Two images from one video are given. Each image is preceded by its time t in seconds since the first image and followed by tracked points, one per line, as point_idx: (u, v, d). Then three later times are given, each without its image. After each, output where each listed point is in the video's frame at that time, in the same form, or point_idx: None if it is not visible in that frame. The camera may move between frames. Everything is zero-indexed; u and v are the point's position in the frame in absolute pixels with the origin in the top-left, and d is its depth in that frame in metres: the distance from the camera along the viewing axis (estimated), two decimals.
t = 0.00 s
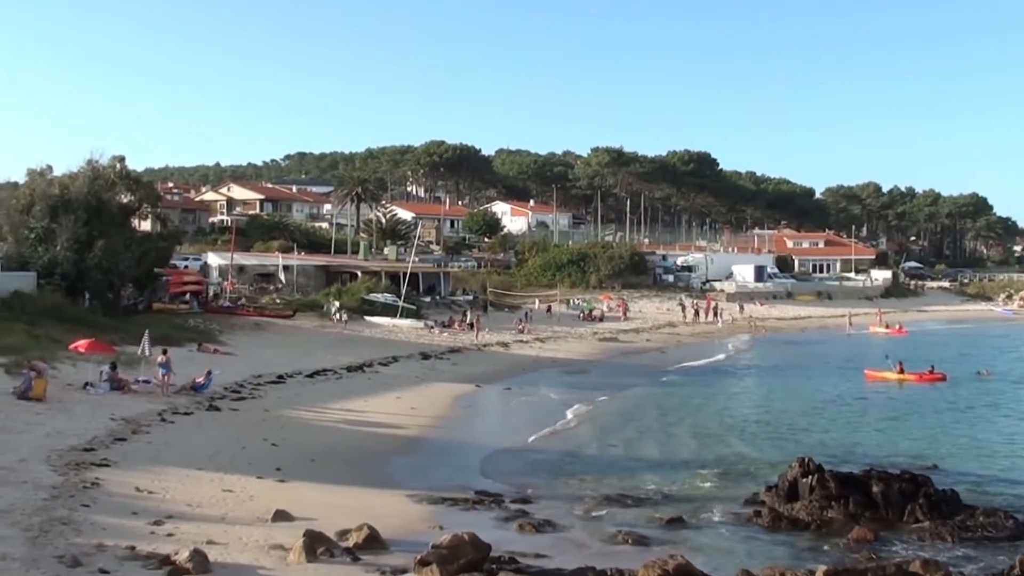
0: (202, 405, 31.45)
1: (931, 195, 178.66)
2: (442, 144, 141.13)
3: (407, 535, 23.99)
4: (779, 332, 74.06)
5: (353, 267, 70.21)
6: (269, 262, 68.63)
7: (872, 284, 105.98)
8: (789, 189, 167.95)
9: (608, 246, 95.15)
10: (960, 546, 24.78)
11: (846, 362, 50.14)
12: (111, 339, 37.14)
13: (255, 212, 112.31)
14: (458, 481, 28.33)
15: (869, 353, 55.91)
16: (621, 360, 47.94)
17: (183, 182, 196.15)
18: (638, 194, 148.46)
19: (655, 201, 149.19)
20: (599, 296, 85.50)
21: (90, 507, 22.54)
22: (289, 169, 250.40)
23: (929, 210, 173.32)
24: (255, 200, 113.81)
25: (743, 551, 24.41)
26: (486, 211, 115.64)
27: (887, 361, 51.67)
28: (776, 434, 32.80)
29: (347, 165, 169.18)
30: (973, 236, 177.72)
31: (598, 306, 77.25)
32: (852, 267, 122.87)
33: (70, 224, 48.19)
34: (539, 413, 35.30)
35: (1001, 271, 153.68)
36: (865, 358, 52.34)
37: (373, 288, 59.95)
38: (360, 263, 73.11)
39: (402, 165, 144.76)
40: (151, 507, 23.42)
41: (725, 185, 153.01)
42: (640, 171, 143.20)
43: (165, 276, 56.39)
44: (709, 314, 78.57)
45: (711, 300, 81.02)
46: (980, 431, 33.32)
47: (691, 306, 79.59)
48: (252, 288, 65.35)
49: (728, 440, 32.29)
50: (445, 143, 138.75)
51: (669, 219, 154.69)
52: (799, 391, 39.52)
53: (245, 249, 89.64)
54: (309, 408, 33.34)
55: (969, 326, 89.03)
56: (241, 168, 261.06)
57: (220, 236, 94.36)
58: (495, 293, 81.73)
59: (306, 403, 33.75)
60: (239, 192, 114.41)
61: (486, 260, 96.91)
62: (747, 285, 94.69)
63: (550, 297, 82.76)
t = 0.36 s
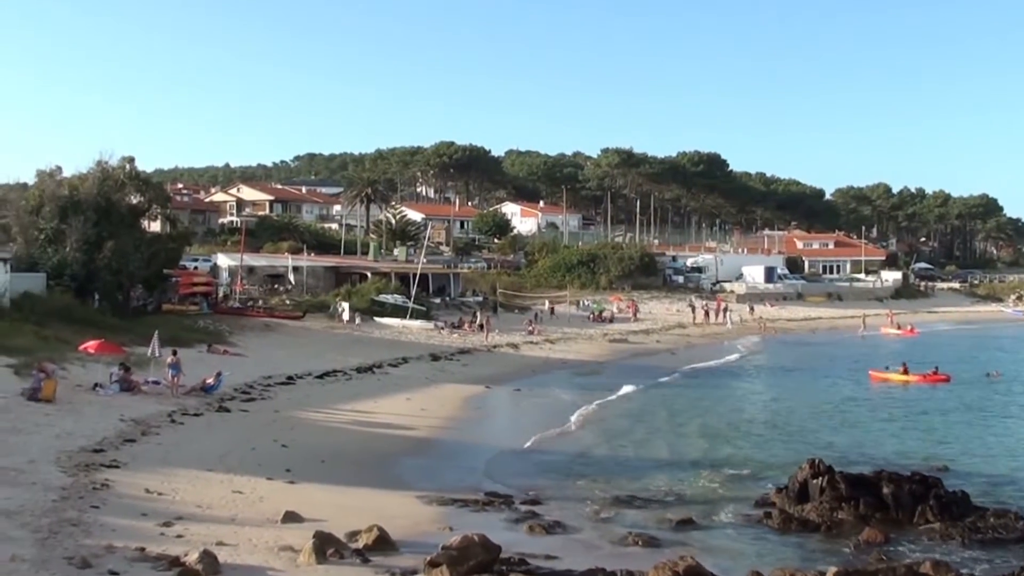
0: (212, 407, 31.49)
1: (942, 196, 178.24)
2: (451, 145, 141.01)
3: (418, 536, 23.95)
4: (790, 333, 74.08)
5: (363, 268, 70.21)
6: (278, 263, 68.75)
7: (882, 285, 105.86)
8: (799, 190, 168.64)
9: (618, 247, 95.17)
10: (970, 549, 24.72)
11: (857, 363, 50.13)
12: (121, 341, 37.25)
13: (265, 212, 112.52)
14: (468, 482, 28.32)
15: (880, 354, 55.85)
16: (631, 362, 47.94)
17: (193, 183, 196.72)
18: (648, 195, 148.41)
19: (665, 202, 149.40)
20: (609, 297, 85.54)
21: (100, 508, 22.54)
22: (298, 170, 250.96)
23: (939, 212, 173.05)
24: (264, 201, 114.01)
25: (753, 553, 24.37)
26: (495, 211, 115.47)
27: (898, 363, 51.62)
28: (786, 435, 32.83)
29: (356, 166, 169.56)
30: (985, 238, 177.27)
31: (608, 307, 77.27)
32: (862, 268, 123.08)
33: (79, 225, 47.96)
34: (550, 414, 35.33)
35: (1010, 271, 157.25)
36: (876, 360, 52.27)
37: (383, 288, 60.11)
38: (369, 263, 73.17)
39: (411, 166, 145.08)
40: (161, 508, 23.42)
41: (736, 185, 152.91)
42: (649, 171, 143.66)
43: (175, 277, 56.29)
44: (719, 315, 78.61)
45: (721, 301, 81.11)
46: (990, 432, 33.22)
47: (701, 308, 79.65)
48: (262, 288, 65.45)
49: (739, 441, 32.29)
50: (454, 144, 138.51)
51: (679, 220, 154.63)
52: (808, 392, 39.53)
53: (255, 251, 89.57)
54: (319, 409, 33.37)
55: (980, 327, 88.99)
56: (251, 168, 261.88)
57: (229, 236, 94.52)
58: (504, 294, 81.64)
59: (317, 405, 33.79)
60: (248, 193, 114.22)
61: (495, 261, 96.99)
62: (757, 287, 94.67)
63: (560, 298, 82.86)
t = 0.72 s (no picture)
0: (211, 411, 30.73)
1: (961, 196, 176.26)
2: (457, 143, 140.03)
3: (423, 544, 23.11)
4: (803, 336, 73.11)
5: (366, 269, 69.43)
6: (279, 263, 68.02)
7: (900, 287, 105.05)
8: (815, 189, 168.18)
9: (628, 247, 94.32)
10: (992, 560, 23.84)
11: (873, 368, 49.29)
12: (119, 344, 36.53)
13: (266, 211, 111.90)
14: (475, 489, 27.53)
15: (895, 358, 55.03)
16: (639, 366, 47.10)
17: (195, 183, 196.67)
18: (658, 194, 147.45)
19: (676, 201, 148.48)
20: (619, 299, 84.68)
21: (96, 515, 21.76)
22: (300, 168, 249.95)
23: (959, 211, 169.72)
24: (266, 200, 113.34)
25: (768, 562, 23.51)
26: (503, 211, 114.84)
27: (914, 367, 50.76)
28: (799, 441, 32.02)
29: (360, 165, 168.84)
30: (1006, 238, 174.87)
31: (618, 310, 76.38)
32: (879, 269, 122.53)
33: (76, 224, 47.47)
34: (557, 419, 34.56)
35: None
36: (890, 364, 51.44)
37: (386, 290, 59.32)
38: (373, 264, 72.36)
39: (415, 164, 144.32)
40: (159, 515, 22.64)
41: (750, 185, 153.73)
42: (660, 170, 143.34)
43: (173, 278, 55.90)
44: (732, 318, 77.78)
45: (733, 303, 80.16)
46: (1009, 440, 32.31)
47: (713, 310, 78.72)
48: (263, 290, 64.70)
49: (752, 448, 31.48)
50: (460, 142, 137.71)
51: (690, 219, 153.51)
52: (822, 398, 38.73)
53: (256, 251, 88.81)
54: (322, 414, 32.61)
55: (999, 329, 88.08)
56: (251, 168, 261.40)
57: (228, 236, 93.80)
58: (511, 296, 80.68)
59: (319, 409, 33.02)
60: (249, 192, 113.53)
61: (502, 262, 96.17)
62: (771, 289, 93.74)
63: (568, 300, 82.05)
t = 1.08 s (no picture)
0: (209, 415, 30.04)
1: (980, 196, 174.59)
2: (463, 141, 141.18)
3: (428, 552, 22.33)
4: (817, 339, 72.28)
5: (369, 270, 68.69)
6: (280, 264, 67.40)
7: (916, 288, 104.41)
8: (831, 188, 168.13)
9: (638, 247, 93.41)
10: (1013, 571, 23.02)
11: (887, 371, 48.43)
12: (115, 347, 35.84)
13: (266, 210, 111.23)
14: (481, 495, 26.75)
15: (910, 362, 54.18)
16: (648, 369, 46.36)
17: (196, 182, 195.84)
18: (669, 192, 146.33)
19: (687, 200, 147.20)
20: (629, 301, 83.98)
21: (91, 522, 21.02)
22: (298, 166, 248.75)
23: (978, 211, 168.09)
24: (265, 200, 112.68)
25: (782, 571, 22.69)
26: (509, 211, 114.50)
27: (928, 371, 49.93)
28: (812, 448, 31.26)
29: (363, 162, 168.05)
30: None
31: (628, 311, 75.59)
32: (896, 269, 121.55)
33: (70, 224, 47.10)
34: (564, 425, 33.84)
35: None
36: (904, 367, 50.54)
37: (388, 291, 58.59)
38: (376, 264, 71.65)
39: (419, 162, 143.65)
40: (155, 522, 21.90)
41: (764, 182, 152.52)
42: (670, 168, 141.47)
43: (170, 279, 55.23)
44: (744, 320, 76.86)
45: (746, 305, 79.28)
46: None
47: (724, 312, 77.89)
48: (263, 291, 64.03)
49: (764, 455, 30.73)
50: (464, 139, 139.00)
51: (702, 218, 152.25)
52: (834, 403, 37.94)
53: (256, 251, 88.07)
54: (323, 419, 31.88)
55: (1017, 332, 86.98)
56: (253, 165, 260.65)
57: (227, 236, 93.16)
58: (518, 297, 79.89)
59: (319, 414, 32.29)
60: (248, 190, 112.96)
61: (509, 262, 95.48)
62: (785, 290, 92.85)
63: (576, 302, 81.31)
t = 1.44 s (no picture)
0: (207, 418, 29.34)
1: (1000, 194, 173.94)
2: (468, 136, 140.13)
3: (432, 560, 21.58)
4: (831, 341, 71.45)
5: (371, 270, 68.03)
6: (280, 263, 66.73)
7: (936, 288, 103.68)
8: (846, 185, 167.15)
9: (648, 246, 92.52)
10: None
11: (901, 374, 47.58)
12: (111, 348, 35.22)
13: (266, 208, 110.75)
14: (486, 501, 26.01)
15: (925, 365, 53.40)
16: (656, 372, 45.61)
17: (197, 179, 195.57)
18: (679, 189, 144.83)
19: (698, 198, 146.07)
20: (639, 301, 83.25)
21: (85, 529, 20.29)
22: (299, 163, 248.61)
23: (999, 209, 165.64)
24: (265, 197, 112.32)
25: None
26: (515, 209, 113.24)
27: (941, 374, 49.09)
28: (824, 453, 30.51)
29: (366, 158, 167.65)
30: None
31: (637, 312, 74.81)
32: (913, 269, 120.88)
33: (65, 222, 46.38)
34: (571, 429, 33.11)
35: None
36: (918, 370, 49.73)
37: (391, 292, 57.89)
38: (378, 264, 71.01)
39: (423, 159, 143.17)
40: (151, 528, 21.14)
41: (779, 183, 150.30)
42: (681, 165, 141.25)
43: (168, 279, 54.60)
44: (756, 321, 76.06)
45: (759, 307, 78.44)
46: None
47: (737, 313, 77.19)
48: (263, 291, 63.40)
49: (775, 460, 29.99)
50: (470, 135, 137.94)
51: (713, 217, 151.86)
52: (847, 406, 37.15)
53: (253, 250, 87.62)
54: (324, 422, 31.15)
55: None
56: (253, 162, 260.36)
57: (225, 233, 92.64)
58: (524, 297, 79.08)
59: (320, 417, 31.57)
60: (247, 187, 112.67)
61: (515, 262, 94.69)
62: (800, 290, 91.95)
63: (584, 303, 80.55)
